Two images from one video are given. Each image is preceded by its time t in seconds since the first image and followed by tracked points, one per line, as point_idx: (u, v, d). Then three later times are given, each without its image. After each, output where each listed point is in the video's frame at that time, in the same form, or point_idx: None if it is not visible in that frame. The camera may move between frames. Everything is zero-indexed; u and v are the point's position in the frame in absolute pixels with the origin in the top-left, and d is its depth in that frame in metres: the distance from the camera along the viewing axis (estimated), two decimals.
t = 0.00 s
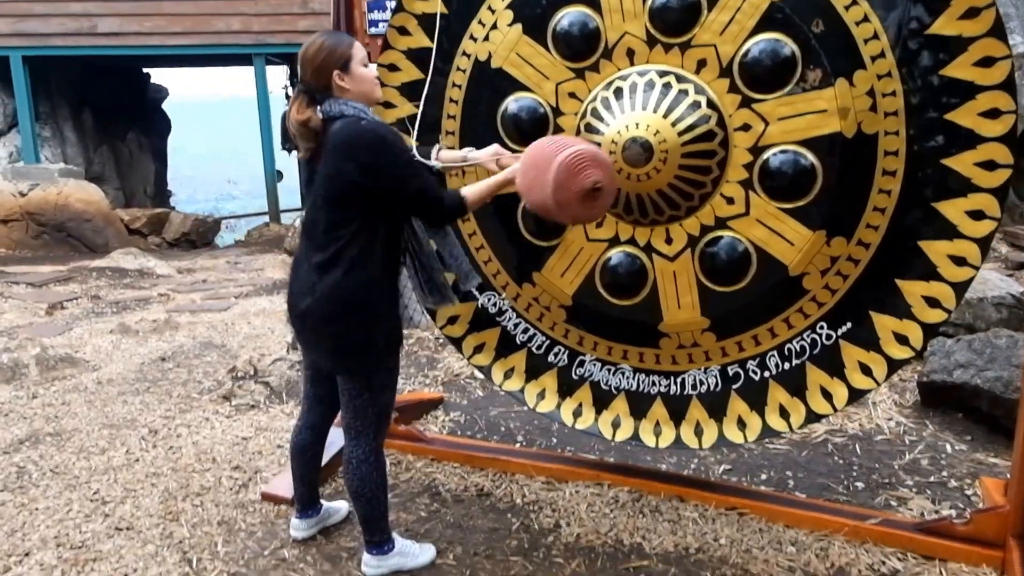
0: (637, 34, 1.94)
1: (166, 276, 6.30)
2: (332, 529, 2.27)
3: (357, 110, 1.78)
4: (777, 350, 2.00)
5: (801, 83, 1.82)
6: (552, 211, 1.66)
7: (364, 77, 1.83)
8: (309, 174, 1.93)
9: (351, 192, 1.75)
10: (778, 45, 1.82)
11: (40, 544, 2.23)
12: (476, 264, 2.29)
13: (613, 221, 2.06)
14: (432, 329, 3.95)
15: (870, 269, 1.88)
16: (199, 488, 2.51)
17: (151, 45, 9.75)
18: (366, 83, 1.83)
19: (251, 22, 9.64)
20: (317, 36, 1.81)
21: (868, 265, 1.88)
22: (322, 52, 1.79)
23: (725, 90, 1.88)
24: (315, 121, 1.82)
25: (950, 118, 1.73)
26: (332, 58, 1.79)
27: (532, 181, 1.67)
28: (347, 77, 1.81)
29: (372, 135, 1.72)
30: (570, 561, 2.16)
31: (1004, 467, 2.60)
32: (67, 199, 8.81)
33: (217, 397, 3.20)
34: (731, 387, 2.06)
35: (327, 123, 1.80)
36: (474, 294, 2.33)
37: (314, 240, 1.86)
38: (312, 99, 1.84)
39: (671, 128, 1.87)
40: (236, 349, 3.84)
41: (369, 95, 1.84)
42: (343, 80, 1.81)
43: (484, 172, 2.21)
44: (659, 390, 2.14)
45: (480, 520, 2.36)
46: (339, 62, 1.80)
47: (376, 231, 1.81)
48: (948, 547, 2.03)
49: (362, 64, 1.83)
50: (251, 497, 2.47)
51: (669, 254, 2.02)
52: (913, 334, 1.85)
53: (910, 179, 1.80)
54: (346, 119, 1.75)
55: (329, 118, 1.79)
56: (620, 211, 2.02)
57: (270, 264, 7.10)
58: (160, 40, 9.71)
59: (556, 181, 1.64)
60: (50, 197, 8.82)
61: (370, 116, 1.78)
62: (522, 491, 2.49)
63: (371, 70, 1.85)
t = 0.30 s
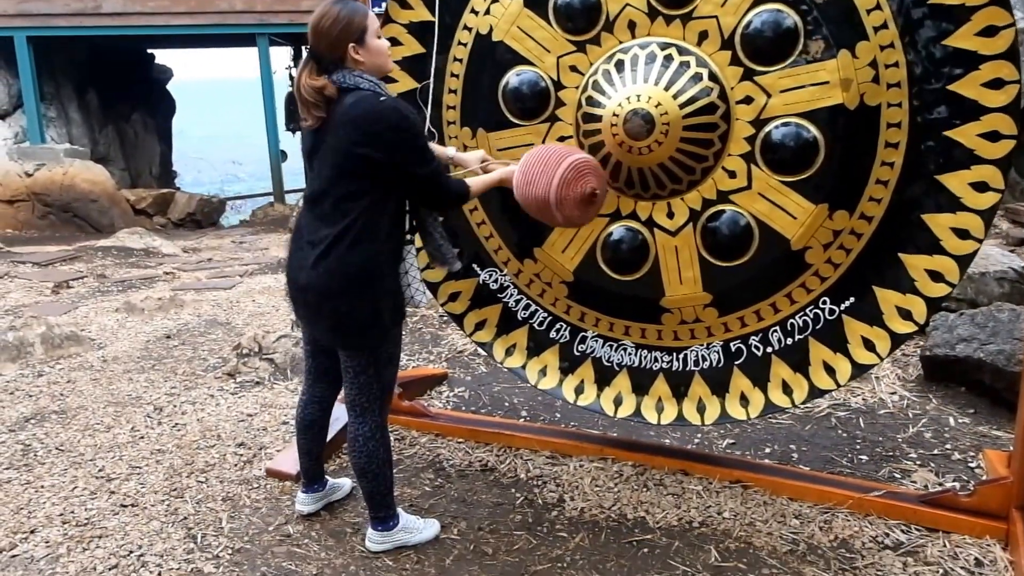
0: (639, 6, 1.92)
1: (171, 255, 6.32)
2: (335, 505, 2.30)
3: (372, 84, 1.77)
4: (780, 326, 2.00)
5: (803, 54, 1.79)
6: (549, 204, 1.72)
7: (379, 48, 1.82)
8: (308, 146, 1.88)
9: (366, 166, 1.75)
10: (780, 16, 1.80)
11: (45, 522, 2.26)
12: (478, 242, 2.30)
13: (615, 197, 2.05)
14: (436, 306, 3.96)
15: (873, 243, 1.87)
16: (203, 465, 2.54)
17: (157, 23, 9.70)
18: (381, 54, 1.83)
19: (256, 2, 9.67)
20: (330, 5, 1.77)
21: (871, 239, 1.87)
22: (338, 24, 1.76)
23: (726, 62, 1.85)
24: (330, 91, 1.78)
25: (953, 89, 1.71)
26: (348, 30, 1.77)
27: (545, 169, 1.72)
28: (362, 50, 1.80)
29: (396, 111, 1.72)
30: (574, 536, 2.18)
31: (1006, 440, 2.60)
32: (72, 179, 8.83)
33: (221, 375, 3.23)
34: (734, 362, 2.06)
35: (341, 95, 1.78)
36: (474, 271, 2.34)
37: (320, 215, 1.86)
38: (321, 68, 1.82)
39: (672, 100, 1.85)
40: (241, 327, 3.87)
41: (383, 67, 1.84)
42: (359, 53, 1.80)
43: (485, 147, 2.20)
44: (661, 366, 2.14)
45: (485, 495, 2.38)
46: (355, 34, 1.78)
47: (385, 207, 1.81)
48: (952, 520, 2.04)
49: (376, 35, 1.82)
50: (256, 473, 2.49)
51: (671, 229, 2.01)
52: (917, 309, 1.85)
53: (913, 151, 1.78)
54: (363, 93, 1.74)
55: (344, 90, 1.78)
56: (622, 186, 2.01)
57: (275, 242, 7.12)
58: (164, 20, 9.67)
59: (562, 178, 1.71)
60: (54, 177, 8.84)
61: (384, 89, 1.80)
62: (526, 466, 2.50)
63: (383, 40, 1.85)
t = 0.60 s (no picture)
0: (639, 10, 1.92)
1: (173, 256, 6.33)
2: (336, 508, 2.30)
3: (347, 102, 1.77)
4: (780, 330, 2.00)
5: (804, 58, 1.79)
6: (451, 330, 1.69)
7: (362, 65, 1.82)
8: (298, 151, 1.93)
9: (328, 181, 1.75)
10: (781, 18, 1.80)
11: (47, 524, 2.26)
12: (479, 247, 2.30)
13: (615, 201, 2.05)
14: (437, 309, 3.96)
15: (874, 247, 1.87)
16: (205, 468, 2.55)
17: (157, 22, 9.71)
18: (362, 71, 1.82)
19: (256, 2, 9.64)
20: (322, 17, 1.80)
21: (872, 243, 1.87)
22: (319, 37, 1.78)
23: (727, 66, 1.85)
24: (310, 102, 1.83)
25: (956, 92, 1.71)
26: (329, 43, 1.78)
27: (473, 298, 1.66)
28: (344, 64, 1.81)
29: (354, 133, 1.70)
30: (574, 539, 2.18)
31: (1009, 441, 2.59)
32: (74, 180, 8.84)
33: (223, 378, 3.24)
34: (734, 367, 2.06)
35: (321, 107, 1.82)
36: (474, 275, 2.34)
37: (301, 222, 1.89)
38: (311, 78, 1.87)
39: (673, 105, 1.86)
40: (243, 329, 3.88)
41: (364, 83, 1.83)
42: (339, 66, 1.81)
43: (485, 151, 2.20)
44: (661, 370, 2.14)
45: (485, 499, 2.38)
46: (337, 48, 1.79)
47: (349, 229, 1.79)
48: (953, 524, 2.04)
49: (362, 52, 1.82)
50: (257, 476, 2.50)
51: (671, 233, 2.01)
52: (918, 314, 1.85)
53: (915, 154, 1.78)
54: (337, 109, 1.76)
55: (323, 102, 1.81)
56: (622, 190, 2.02)
57: (276, 243, 7.12)
58: (166, 20, 9.67)
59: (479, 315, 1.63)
60: (57, 177, 8.84)
61: (360, 106, 1.79)
62: (527, 469, 2.50)
63: (370, 57, 1.83)
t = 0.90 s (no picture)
0: (639, 27, 1.94)
1: (174, 268, 6.34)
2: (334, 522, 2.30)
3: (315, 119, 1.88)
4: (778, 345, 2.00)
5: (803, 75, 1.81)
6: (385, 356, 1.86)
7: (330, 83, 1.87)
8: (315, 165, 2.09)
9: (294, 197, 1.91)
10: (781, 36, 1.81)
11: (45, 536, 2.26)
12: (479, 261, 2.31)
13: (614, 216, 2.06)
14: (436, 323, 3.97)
15: (873, 263, 1.88)
16: (203, 480, 2.54)
17: (159, 34, 9.77)
18: (330, 89, 1.88)
19: (257, 13, 9.75)
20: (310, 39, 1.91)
21: (870, 260, 1.87)
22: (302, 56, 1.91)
23: (727, 83, 1.87)
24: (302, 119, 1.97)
25: (954, 110, 1.73)
26: (305, 63, 1.89)
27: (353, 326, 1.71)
28: (317, 83, 1.90)
29: (302, 148, 1.83)
30: (571, 553, 2.17)
31: (1008, 459, 2.59)
32: (76, 192, 8.87)
33: (223, 391, 3.24)
34: (732, 383, 2.06)
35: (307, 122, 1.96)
36: (475, 289, 2.35)
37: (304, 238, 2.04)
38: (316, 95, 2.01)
39: (672, 121, 1.87)
40: (242, 342, 3.89)
41: (334, 101, 1.89)
42: (315, 85, 1.90)
43: (485, 166, 2.21)
44: (660, 385, 2.14)
45: (483, 513, 2.37)
46: (310, 68, 1.89)
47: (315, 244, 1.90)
48: (952, 541, 2.03)
49: (331, 71, 1.87)
50: (256, 488, 2.50)
51: (670, 248, 2.02)
52: (916, 331, 1.85)
53: (913, 171, 1.79)
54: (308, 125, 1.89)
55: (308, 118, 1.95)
56: (622, 205, 2.03)
57: (277, 255, 7.13)
58: (168, 32, 9.74)
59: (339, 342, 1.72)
60: (59, 189, 8.87)
61: (328, 122, 1.87)
62: (525, 484, 2.51)
63: (341, 76, 1.88)
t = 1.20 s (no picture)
0: (639, 43, 1.95)
1: (174, 278, 6.36)
2: (332, 534, 2.30)
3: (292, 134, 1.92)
4: (776, 360, 2.01)
5: (801, 92, 1.83)
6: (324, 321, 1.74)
7: (303, 101, 1.90)
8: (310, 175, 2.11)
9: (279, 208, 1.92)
10: (779, 54, 1.83)
11: (43, 547, 2.26)
12: (479, 274, 2.33)
13: (614, 230, 2.08)
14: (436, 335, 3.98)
15: (870, 279, 1.88)
16: (201, 492, 2.55)
17: (163, 46, 9.83)
18: (302, 106, 1.90)
19: (261, 24, 9.69)
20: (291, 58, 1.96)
21: (868, 275, 1.88)
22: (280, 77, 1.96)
23: (726, 99, 1.89)
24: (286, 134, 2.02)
25: (951, 128, 1.74)
26: (284, 81, 1.94)
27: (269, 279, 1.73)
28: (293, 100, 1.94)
29: (276, 161, 1.86)
30: (568, 567, 2.17)
31: (1006, 475, 2.59)
32: (78, 202, 8.90)
33: (222, 402, 3.25)
34: (730, 397, 2.07)
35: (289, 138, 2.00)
36: (474, 302, 2.36)
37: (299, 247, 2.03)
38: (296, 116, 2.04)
39: (670, 137, 1.89)
40: (242, 353, 3.89)
41: (306, 118, 1.91)
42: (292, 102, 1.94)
43: (485, 180, 2.23)
44: (658, 399, 2.15)
45: (481, 525, 2.38)
46: (287, 86, 1.93)
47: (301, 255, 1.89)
48: (949, 556, 2.02)
49: (304, 88, 1.90)
50: (254, 500, 2.50)
51: (669, 262, 2.03)
52: (913, 347, 1.85)
53: (910, 188, 1.80)
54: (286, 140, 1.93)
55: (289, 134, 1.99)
56: (621, 220, 2.04)
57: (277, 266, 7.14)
58: (171, 43, 9.79)
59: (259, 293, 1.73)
60: (60, 198, 8.90)
61: (301, 139, 1.90)
62: (523, 497, 2.52)
63: (313, 93, 1.90)
